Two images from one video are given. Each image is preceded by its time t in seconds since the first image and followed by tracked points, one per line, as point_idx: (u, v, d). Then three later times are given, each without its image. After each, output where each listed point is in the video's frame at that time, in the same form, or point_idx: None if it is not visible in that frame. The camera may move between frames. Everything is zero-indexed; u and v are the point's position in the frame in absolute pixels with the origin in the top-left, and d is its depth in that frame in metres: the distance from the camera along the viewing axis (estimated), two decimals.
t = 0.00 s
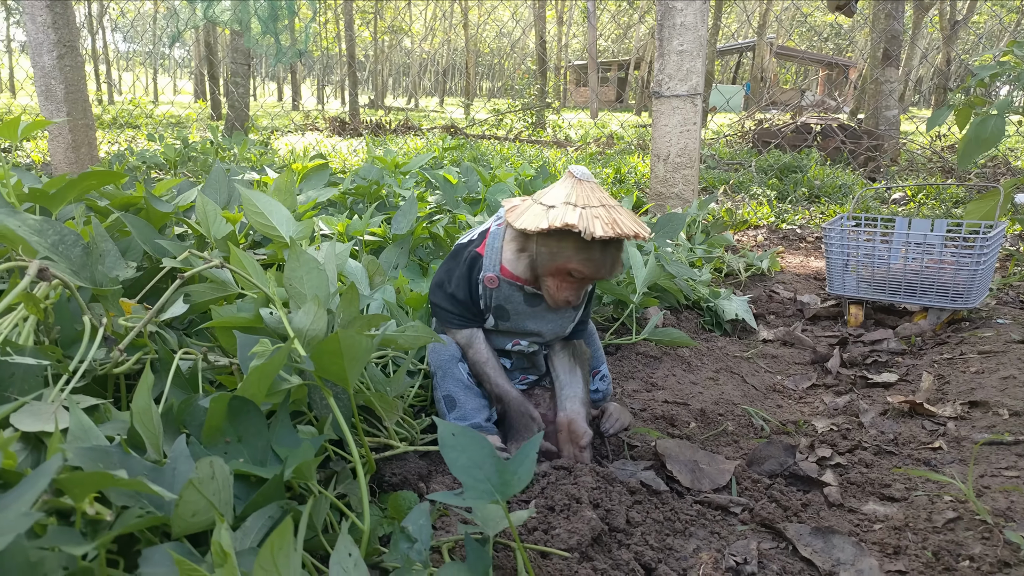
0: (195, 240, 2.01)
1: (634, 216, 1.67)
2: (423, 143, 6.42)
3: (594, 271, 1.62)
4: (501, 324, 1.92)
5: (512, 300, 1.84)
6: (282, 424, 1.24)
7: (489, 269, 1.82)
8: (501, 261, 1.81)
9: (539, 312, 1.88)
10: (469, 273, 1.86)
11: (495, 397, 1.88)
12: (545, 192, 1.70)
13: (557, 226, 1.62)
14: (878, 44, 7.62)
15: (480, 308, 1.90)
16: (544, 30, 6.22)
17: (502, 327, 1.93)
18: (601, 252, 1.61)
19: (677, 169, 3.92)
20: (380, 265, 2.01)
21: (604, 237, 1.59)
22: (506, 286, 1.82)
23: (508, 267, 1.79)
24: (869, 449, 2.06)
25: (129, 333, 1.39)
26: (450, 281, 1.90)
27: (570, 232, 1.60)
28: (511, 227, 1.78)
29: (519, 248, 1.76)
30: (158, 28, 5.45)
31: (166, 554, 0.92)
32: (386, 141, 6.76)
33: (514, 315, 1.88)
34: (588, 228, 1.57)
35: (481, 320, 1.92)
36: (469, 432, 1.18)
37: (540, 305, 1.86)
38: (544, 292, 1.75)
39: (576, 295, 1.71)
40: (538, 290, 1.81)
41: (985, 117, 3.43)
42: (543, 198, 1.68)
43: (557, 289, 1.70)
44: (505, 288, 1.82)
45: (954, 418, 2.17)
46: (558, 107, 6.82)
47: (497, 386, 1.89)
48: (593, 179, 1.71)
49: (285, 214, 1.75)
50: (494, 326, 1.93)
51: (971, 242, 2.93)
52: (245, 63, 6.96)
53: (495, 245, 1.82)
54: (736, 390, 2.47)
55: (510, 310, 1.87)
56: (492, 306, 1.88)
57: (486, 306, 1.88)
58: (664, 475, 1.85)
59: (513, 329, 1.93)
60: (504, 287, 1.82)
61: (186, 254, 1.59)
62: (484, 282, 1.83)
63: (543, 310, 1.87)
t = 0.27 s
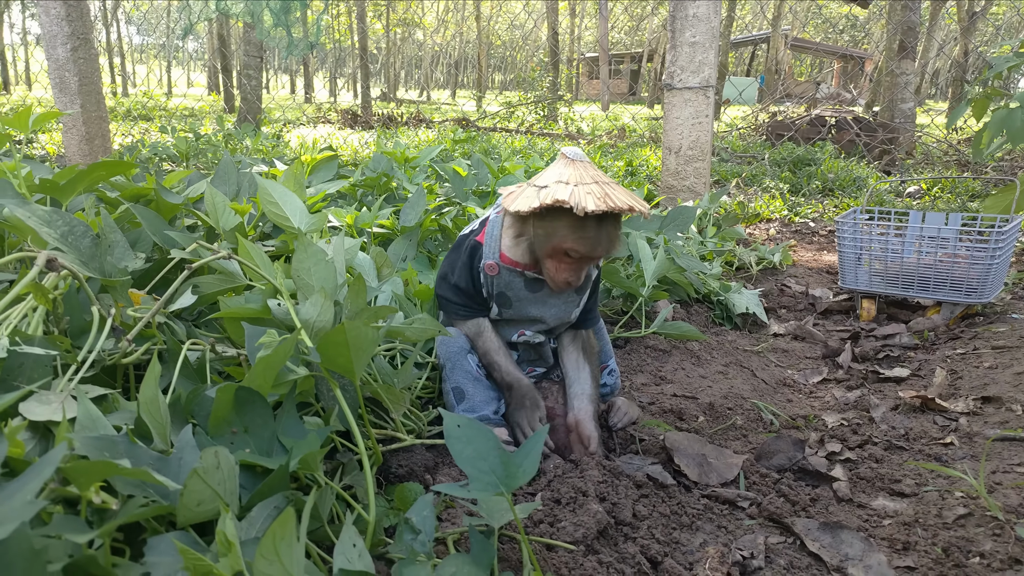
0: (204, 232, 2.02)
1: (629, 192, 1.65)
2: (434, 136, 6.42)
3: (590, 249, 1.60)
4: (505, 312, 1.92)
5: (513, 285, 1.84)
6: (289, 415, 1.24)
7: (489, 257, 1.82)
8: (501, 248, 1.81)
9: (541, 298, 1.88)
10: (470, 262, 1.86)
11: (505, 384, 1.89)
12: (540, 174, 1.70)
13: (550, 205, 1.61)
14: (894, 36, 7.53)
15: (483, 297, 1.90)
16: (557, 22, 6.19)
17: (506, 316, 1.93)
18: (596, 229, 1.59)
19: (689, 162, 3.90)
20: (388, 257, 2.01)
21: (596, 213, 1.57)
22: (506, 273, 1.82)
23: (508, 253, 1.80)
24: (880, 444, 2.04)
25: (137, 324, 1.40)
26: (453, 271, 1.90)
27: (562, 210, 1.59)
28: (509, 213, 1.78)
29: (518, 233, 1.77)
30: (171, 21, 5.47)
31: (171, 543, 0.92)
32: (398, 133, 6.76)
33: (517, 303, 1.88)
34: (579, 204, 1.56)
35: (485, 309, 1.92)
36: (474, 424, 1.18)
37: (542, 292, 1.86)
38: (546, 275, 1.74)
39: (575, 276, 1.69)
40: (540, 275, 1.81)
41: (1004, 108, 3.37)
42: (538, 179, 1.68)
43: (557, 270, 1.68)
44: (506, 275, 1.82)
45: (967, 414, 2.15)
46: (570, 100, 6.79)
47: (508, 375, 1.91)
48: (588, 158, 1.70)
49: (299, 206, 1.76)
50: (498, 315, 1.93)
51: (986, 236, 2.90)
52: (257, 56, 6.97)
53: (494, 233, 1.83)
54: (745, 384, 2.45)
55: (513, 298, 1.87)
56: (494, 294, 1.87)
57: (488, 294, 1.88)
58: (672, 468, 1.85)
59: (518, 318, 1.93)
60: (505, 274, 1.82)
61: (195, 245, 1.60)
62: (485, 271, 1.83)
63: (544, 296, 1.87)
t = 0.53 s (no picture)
0: (213, 219, 2.03)
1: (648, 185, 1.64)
2: (444, 124, 6.41)
3: (607, 242, 1.60)
4: (519, 302, 1.91)
5: (527, 276, 1.83)
6: (294, 401, 1.25)
7: (502, 247, 1.81)
8: (513, 237, 1.80)
9: (557, 288, 1.86)
10: (486, 253, 1.85)
11: (516, 385, 1.87)
12: (556, 163, 1.68)
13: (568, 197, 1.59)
14: (910, 25, 7.44)
15: (500, 288, 1.89)
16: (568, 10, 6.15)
17: (519, 306, 1.92)
18: (613, 223, 1.58)
19: (700, 152, 3.87)
20: (395, 246, 2.02)
21: (615, 206, 1.56)
22: (520, 263, 1.80)
23: (521, 243, 1.78)
24: (888, 435, 2.04)
25: (145, 309, 1.41)
26: (472, 263, 1.89)
27: (580, 202, 1.58)
28: (523, 203, 1.77)
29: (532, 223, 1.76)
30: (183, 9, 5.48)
31: (175, 527, 0.93)
32: (408, 122, 6.75)
33: (531, 293, 1.87)
34: (598, 197, 1.55)
35: (502, 301, 1.91)
36: (478, 412, 1.19)
37: (557, 280, 1.84)
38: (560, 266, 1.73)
39: (590, 267, 1.68)
40: (553, 265, 1.80)
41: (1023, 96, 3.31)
42: (554, 169, 1.67)
43: (572, 262, 1.67)
44: (520, 264, 1.80)
45: (977, 406, 2.13)
46: (581, 89, 6.76)
47: (518, 374, 1.89)
48: (605, 148, 1.68)
49: (304, 193, 1.76)
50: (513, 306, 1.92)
51: (1000, 228, 2.88)
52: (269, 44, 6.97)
53: (507, 222, 1.82)
54: (754, 374, 2.45)
55: (527, 288, 1.86)
56: (508, 284, 1.86)
57: (503, 285, 1.87)
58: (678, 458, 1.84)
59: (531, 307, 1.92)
60: (518, 264, 1.81)
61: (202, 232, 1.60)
62: (498, 260, 1.82)
63: (559, 285, 1.86)
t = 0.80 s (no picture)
0: (217, 212, 2.03)
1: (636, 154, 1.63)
2: (449, 117, 6.40)
3: (605, 214, 1.58)
4: (529, 295, 1.91)
5: (529, 266, 1.82)
6: (299, 393, 1.25)
7: (502, 241, 1.80)
8: (511, 228, 1.79)
9: (560, 278, 1.86)
10: (494, 254, 1.84)
11: (529, 391, 1.86)
12: (544, 144, 1.67)
13: (561, 172, 1.58)
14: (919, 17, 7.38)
15: (509, 285, 1.88)
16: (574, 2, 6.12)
17: (528, 298, 1.93)
18: (609, 193, 1.57)
19: (705, 145, 3.85)
20: (399, 238, 2.02)
21: (608, 175, 1.55)
22: (520, 255, 1.80)
23: (519, 235, 1.77)
24: (892, 429, 2.03)
25: (149, 301, 1.41)
26: (483, 266, 1.87)
27: (573, 176, 1.57)
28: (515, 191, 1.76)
29: (527, 209, 1.75)
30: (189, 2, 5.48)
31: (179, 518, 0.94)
32: (414, 115, 6.74)
33: (536, 284, 1.87)
34: (591, 168, 1.54)
35: (513, 299, 1.91)
36: (481, 405, 1.19)
37: (558, 270, 1.83)
38: (563, 248, 1.72)
39: (593, 244, 1.67)
40: (554, 252, 1.79)
41: None
42: (543, 149, 1.66)
43: (574, 240, 1.66)
44: (520, 256, 1.80)
45: (982, 400, 2.12)
46: (588, 82, 6.74)
47: (532, 380, 1.88)
48: (591, 124, 1.68)
49: (310, 184, 1.75)
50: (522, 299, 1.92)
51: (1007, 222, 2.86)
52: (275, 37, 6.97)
53: (503, 215, 1.81)
54: (758, 367, 2.44)
55: (532, 280, 1.86)
56: (513, 277, 1.86)
57: (514, 280, 1.87)
58: (682, 451, 1.84)
59: (537, 299, 1.92)
60: (519, 256, 1.80)
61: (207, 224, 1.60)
62: (501, 256, 1.82)
63: (560, 275, 1.85)
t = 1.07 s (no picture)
0: (226, 210, 2.04)
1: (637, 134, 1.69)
2: (458, 115, 6.40)
3: (606, 186, 1.61)
4: (539, 289, 1.91)
5: (538, 257, 1.82)
6: (305, 391, 1.25)
7: (511, 234, 1.81)
8: (518, 216, 1.81)
9: (569, 267, 1.86)
10: (501, 252, 1.85)
11: (535, 390, 1.84)
12: (547, 127, 1.73)
13: (563, 146, 1.62)
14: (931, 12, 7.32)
15: (518, 280, 1.88)
16: None
17: (539, 293, 1.92)
18: (610, 165, 1.61)
19: (714, 142, 3.84)
20: (405, 236, 2.02)
21: (608, 146, 1.59)
22: (529, 246, 1.81)
23: (526, 225, 1.79)
24: (902, 428, 2.01)
25: (158, 300, 1.43)
26: (490, 265, 1.88)
27: (574, 149, 1.61)
28: (521, 179, 1.79)
29: (532, 195, 1.77)
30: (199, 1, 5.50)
31: (185, 514, 0.95)
32: (422, 113, 6.74)
33: (545, 276, 1.87)
34: (591, 138, 1.58)
35: (523, 294, 1.91)
36: (486, 402, 1.17)
37: (567, 259, 1.84)
38: (569, 233, 1.72)
39: (598, 224, 1.67)
40: (562, 242, 1.81)
41: None
42: (546, 131, 1.71)
43: (578, 218, 1.67)
44: (529, 248, 1.81)
45: (993, 398, 2.11)
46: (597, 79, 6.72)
47: (538, 378, 1.86)
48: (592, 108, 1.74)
49: (317, 183, 1.76)
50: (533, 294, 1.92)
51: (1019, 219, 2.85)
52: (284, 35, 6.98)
53: (509, 207, 1.83)
54: (767, 365, 2.43)
55: (542, 272, 1.86)
56: (522, 271, 1.87)
57: (524, 275, 1.87)
58: (689, 449, 1.84)
59: (547, 293, 1.92)
60: (527, 248, 1.81)
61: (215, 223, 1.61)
62: (508, 249, 1.83)
63: (569, 266, 1.85)
